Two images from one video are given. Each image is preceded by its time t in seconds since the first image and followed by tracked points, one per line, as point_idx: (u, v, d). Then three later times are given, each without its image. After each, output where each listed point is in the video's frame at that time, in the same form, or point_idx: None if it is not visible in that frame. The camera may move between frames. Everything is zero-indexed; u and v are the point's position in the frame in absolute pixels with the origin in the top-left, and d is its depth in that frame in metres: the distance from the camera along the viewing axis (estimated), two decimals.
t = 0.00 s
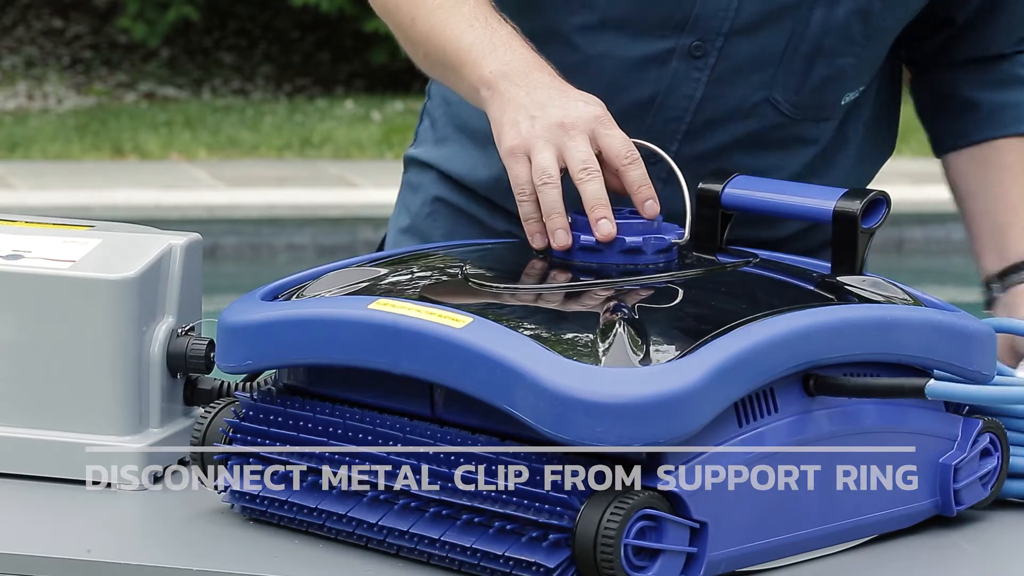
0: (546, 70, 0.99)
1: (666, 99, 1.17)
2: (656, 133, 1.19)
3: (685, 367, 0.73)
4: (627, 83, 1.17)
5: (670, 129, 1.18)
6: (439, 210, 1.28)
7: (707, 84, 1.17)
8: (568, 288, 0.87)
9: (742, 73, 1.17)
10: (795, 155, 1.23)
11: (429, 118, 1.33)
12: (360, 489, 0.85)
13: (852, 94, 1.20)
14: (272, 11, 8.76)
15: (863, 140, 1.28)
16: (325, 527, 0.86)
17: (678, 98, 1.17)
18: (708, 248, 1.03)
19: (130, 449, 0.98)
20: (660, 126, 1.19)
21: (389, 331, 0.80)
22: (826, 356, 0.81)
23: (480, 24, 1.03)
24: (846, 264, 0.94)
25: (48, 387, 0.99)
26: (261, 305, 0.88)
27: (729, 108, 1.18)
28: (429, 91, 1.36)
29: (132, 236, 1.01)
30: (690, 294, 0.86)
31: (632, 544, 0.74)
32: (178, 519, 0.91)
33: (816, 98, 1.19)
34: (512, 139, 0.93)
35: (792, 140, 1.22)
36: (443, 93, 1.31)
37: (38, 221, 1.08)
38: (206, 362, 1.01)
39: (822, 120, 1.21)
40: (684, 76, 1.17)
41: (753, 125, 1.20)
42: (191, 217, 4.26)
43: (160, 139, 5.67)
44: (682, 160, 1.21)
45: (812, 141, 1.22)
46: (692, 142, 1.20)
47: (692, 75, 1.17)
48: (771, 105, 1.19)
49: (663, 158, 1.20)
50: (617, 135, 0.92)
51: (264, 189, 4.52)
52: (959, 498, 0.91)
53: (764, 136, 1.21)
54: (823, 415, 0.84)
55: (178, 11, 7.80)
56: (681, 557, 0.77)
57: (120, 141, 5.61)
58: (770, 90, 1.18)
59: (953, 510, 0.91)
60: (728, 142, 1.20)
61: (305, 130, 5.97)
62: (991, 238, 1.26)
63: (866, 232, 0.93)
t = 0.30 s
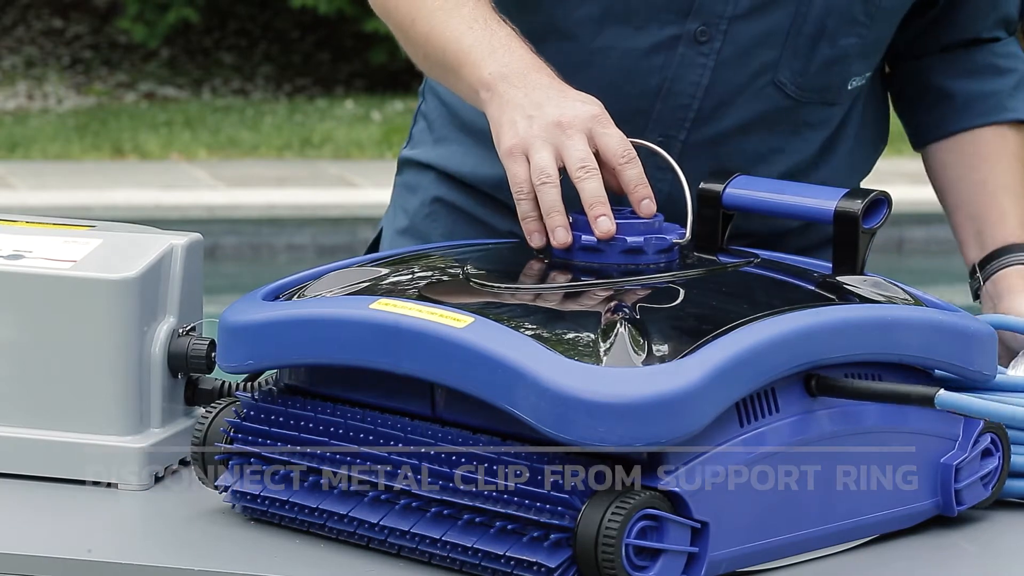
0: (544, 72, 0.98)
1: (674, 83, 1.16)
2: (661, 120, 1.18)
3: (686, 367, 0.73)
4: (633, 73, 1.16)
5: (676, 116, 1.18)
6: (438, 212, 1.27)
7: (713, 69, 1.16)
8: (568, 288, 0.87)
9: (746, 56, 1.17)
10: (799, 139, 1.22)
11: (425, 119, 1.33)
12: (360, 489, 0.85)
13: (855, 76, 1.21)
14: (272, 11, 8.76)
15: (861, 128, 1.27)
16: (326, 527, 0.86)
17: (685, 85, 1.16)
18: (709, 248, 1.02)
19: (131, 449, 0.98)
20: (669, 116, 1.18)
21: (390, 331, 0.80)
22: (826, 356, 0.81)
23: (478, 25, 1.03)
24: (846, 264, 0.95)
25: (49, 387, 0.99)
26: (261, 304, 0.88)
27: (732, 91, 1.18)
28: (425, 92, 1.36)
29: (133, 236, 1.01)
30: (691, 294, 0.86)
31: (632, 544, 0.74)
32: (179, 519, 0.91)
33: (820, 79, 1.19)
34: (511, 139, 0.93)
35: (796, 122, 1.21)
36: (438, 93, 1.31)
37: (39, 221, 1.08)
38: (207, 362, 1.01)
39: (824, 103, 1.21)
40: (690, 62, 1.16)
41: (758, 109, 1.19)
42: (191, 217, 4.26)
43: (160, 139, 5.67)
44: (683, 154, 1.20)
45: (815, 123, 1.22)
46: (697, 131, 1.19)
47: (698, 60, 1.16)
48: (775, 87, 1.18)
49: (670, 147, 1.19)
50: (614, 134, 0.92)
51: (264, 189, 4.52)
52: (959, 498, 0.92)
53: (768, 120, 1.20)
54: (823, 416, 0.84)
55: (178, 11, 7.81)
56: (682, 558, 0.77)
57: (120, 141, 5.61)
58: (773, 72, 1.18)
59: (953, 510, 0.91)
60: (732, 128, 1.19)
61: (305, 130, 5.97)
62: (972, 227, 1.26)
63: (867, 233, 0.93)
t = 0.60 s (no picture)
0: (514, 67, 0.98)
1: (652, 53, 1.12)
2: (641, 90, 1.14)
3: (686, 367, 0.73)
4: (612, 46, 1.13)
5: (655, 88, 1.14)
6: (434, 211, 1.27)
7: (690, 38, 1.13)
8: (568, 288, 0.87)
9: (725, 21, 1.13)
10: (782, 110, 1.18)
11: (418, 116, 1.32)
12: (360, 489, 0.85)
13: (834, 41, 1.16)
14: (272, 11, 8.77)
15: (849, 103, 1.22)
16: (326, 527, 0.86)
17: (663, 56, 1.13)
18: (709, 248, 1.02)
19: (130, 449, 0.98)
20: (649, 87, 1.13)
21: (390, 331, 0.80)
22: (826, 356, 0.81)
23: (449, 19, 1.03)
24: (846, 264, 0.94)
25: (49, 387, 0.99)
26: (261, 304, 0.88)
27: (710, 59, 1.14)
28: (420, 88, 1.35)
29: (133, 236, 1.01)
30: (692, 294, 0.86)
31: (632, 544, 0.74)
32: (179, 519, 0.91)
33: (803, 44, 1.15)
34: (469, 136, 0.94)
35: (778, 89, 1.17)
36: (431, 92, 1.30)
37: (39, 221, 1.08)
38: (207, 363, 1.01)
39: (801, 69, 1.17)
40: (667, 30, 1.12)
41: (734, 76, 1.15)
42: (191, 217, 4.26)
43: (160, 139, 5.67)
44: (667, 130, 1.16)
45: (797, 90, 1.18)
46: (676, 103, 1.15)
47: (675, 30, 1.12)
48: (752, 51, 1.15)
49: (651, 119, 1.15)
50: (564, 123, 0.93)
51: (264, 189, 4.52)
52: (959, 498, 0.92)
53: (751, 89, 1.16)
54: (823, 416, 0.84)
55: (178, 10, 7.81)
56: (682, 558, 0.77)
57: (120, 141, 5.61)
58: (752, 39, 1.14)
59: (953, 510, 0.91)
60: (710, 99, 1.15)
61: (305, 130, 5.97)
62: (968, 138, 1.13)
63: (867, 232, 0.93)
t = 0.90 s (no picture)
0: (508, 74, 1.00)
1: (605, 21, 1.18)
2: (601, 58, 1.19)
3: (686, 366, 0.73)
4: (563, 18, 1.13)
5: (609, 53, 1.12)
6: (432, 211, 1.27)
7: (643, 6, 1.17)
8: (569, 288, 0.87)
9: None
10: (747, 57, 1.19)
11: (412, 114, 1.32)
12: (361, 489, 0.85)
13: None
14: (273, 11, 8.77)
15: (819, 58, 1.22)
16: (326, 527, 0.86)
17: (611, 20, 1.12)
18: (709, 249, 1.02)
19: (130, 449, 0.98)
20: (608, 55, 1.19)
21: (389, 331, 0.80)
22: (826, 356, 0.81)
23: (444, 25, 1.05)
24: (846, 266, 0.95)
25: (49, 388, 0.99)
26: (261, 304, 0.88)
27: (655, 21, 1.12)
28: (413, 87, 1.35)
29: (132, 236, 1.01)
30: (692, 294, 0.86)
31: (632, 544, 0.74)
32: (179, 519, 0.91)
33: None
34: (467, 143, 0.97)
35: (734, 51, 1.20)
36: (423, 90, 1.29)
37: (39, 221, 1.08)
38: (207, 363, 1.01)
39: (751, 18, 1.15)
40: None
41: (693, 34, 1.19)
42: (191, 217, 4.26)
43: (160, 139, 5.66)
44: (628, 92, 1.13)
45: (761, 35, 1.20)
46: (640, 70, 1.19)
47: None
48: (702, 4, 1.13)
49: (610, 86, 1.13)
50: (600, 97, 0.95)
51: (263, 189, 4.52)
52: (959, 498, 0.92)
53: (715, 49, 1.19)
54: (823, 416, 0.84)
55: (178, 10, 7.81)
56: (682, 557, 0.77)
57: (120, 141, 5.61)
58: None
59: (953, 510, 0.91)
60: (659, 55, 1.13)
61: (305, 130, 5.97)
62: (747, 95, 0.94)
63: (866, 232, 0.94)
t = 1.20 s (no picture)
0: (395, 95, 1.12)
1: (535, 9, 1.19)
2: (532, 47, 1.20)
3: (687, 366, 0.73)
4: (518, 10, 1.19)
5: (546, 41, 1.19)
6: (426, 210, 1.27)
7: None
8: (568, 288, 0.87)
9: None
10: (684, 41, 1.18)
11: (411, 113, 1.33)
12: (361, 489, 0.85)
13: None
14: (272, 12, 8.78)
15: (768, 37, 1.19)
16: (326, 527, 0.86)
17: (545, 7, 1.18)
18: (709, 249, 1.03)
19: (130, 449, 0.98)
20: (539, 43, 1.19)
21: (389, 331, 0.80)
22: (826, 356, 0.81)
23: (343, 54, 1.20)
24: (846, 267, 0.95)
25: (49, 388, 0.99)
26: (261, 304, 0.88)
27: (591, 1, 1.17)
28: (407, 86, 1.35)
29: (132, 235, 1.01)
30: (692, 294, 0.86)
31: (633, 544, 0.74)
32: (179, 519, 0.91)
33: None
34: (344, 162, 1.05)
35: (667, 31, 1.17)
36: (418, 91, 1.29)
37: (38, 221, 1.08)
38: (207, 363, 1.01)
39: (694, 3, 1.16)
40: None
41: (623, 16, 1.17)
42: (191, 217, 4.26)
43: (159, 139, 5.66)
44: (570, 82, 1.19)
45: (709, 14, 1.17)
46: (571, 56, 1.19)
47: None
48: None
49: (549, 74, 1.19)
50: (609, 143, 0.89)
51: (263, 189, 4.52)
52: (959, 498, 0.92)
53: (648, 33, 1.17)
54: (823, 416, 0.84)
55: (178, 10, 7.81)
56: (682, 558, 0.77)
57: (121, 141, 5.61)
58: None
59: (953, 510, 0.91)
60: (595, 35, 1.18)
61: (305, 130, 5.97)
62: (708, 125, 0.93)
63: (867, 233, 0.94)
